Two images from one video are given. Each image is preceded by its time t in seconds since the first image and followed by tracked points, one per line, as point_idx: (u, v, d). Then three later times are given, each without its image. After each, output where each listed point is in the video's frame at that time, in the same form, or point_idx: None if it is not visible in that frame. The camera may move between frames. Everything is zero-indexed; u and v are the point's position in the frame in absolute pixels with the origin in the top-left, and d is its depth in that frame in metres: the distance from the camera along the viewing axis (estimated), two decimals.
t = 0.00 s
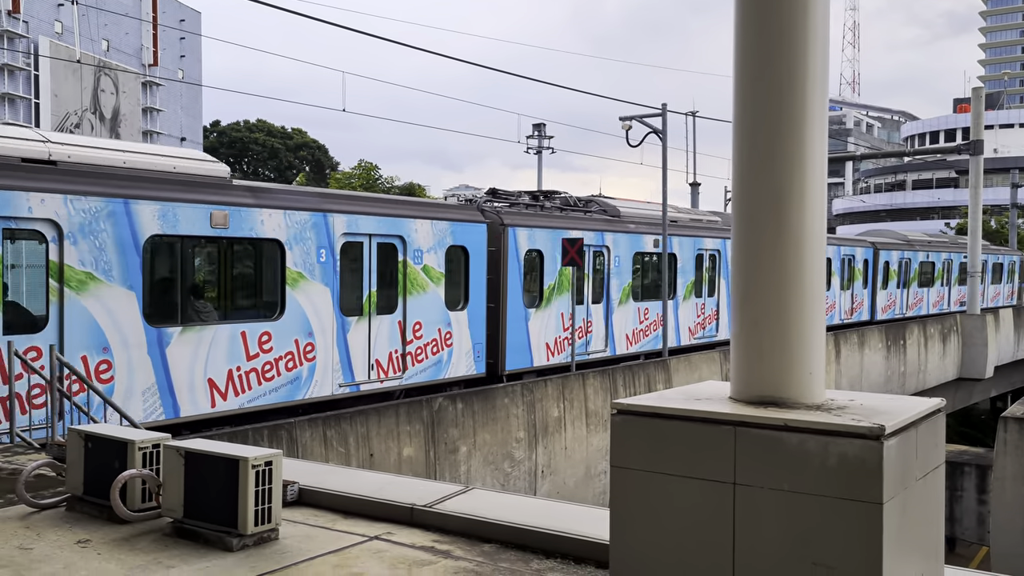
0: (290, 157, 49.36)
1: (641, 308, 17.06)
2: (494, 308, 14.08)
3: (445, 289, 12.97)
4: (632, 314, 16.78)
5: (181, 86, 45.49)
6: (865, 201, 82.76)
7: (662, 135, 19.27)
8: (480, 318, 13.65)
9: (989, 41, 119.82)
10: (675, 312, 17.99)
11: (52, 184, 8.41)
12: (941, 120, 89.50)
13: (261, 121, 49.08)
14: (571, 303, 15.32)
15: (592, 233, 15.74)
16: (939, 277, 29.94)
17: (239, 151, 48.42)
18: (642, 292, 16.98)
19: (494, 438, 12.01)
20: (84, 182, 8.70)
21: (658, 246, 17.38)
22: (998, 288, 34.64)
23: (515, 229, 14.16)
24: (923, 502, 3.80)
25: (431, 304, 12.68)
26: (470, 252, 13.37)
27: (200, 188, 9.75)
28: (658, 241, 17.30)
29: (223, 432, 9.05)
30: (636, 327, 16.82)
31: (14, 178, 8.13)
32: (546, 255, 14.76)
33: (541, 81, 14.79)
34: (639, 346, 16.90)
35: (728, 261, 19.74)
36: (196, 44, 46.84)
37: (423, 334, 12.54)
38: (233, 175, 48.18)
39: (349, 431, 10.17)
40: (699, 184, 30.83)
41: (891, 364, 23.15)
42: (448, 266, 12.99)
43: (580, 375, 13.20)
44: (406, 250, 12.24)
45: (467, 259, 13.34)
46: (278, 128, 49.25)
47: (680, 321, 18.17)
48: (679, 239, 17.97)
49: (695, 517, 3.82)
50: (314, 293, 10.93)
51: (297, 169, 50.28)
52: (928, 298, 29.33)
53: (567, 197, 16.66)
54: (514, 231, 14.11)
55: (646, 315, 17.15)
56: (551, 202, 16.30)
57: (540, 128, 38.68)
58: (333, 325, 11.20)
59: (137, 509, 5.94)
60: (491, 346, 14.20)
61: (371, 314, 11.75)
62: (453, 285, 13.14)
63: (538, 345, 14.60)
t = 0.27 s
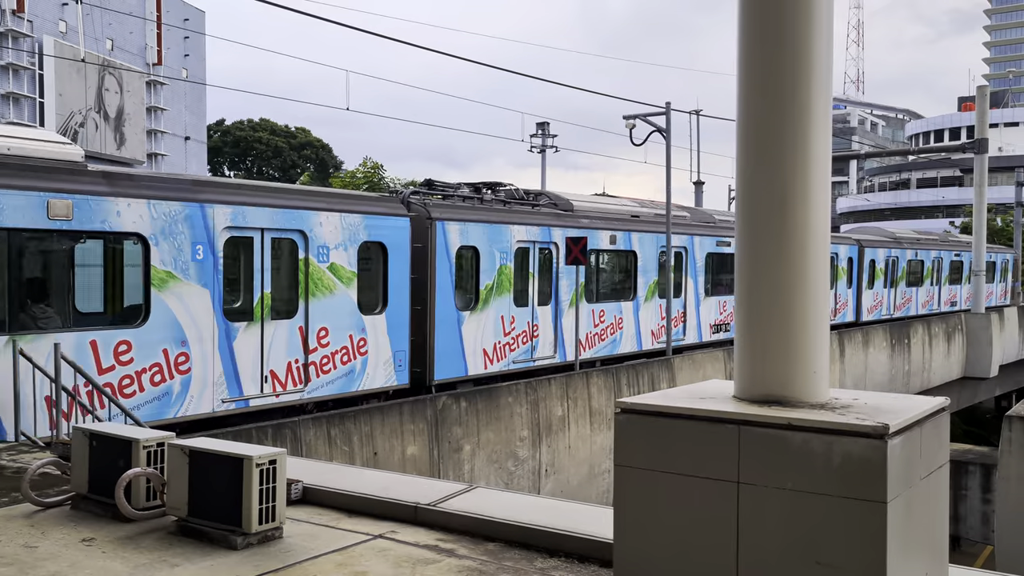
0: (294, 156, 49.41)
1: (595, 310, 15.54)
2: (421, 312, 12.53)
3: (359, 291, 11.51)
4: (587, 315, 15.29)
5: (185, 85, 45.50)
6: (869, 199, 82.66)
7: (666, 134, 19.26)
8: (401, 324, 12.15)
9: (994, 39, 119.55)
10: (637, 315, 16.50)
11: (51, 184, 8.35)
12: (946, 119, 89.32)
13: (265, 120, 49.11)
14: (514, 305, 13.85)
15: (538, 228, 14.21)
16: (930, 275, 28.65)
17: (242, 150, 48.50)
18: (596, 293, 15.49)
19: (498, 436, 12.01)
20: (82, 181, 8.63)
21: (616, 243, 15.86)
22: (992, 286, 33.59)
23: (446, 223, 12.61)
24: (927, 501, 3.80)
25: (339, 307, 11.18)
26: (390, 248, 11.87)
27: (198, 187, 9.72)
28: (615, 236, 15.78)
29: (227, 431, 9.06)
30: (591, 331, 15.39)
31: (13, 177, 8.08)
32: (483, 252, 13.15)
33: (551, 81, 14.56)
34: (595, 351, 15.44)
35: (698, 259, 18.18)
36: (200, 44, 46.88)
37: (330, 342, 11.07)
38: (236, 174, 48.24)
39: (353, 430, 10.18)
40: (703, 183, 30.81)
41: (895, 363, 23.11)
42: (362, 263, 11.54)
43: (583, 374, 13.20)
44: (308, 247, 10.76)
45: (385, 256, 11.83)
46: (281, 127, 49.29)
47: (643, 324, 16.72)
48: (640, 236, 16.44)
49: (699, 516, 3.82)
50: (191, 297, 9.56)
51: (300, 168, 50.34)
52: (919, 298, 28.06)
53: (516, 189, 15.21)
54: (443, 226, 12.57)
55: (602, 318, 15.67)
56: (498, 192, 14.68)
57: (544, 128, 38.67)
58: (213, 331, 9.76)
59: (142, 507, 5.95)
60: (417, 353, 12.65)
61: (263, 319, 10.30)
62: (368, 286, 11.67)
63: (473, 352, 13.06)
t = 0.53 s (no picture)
0: (298, 155, 49.43)
1: (541, 313, 14.52)
2: (330, 316, 11.37)
3: (250, 294, 10.42)
4: (532, 319, 14.28)
5: (189, 84, 45.49)
6: (873, 199, 82.53)
7: (669, 133, 19.24)
8: (306, 331, 11.04)
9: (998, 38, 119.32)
10: (591, 319, 15.48)
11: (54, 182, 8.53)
12: (950, 117, 89.14)
13: (268, 119, 49.12)
14: (447, 308, 12.78)
15: (472, 224, 13.16)
16: (917, 274, 27.29)
17: (246, 150, 48.55)
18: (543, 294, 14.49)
19: (502, 435, 12.02)
20: (83, 178, 8.79)
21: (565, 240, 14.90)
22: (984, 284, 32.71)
23: (361, 217, 11.49)
24: (931, 500, 3.80)
25: (223, 312, 10.06)
26: (290, 245, 10.78)
27: (194, 185, 9.89)
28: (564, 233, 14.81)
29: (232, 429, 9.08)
30: (536, 335, 14.37)
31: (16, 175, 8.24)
32: (403, 249, 12.03)
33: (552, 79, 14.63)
34: (541, 358, 14.43)
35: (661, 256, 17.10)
36: (203, 43, 46.90)
37: (212, 351, 9.93)
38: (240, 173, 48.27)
39: (357, 429, 10.19)
40: (706, 182, 30.76)
41: (899, 362, 23.07)
42: (255, 261, 10.47)
43: (587, 373, 13.19)
44: (184, 243, 9.66)
45: (285, 252, 10.76)
46: (285, 127, 49.31)
47: (597, 329, 15.68)
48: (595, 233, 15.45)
49: (703, 515, 3.82)
50: (24, 298, 8.31)
51: (304, 168, 50.37)
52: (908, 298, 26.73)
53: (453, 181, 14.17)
54: (357, 220, 11.41)
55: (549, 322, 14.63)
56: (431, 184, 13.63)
57: (548, 126, 38.65)
58: (54, 339, 8.53)
59: (146, 506, 5.97)
60: (330, 364, 11.48)
61: (125, 324, 9.14)
62: (261, 288, 10.57)
63: (393, 361, 11.93)
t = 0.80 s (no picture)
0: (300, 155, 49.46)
1: (478, 317, 13.24)
2: (217, 321, 10.02)
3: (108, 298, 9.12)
4: (468, 324, 12.99)
5: (192, 84, 45.54)
6: (876, 198, 82.49)
7: (672, 132, 19.23)
8: (186, 337, 9.82)
9: (1002, 36, 119.10)
10: (536, 323, 14.21)
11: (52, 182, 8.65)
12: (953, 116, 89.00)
13: (271, 119, 49.15)
14: (363, 311, 11.47)
15: (394, 219, 11.85)
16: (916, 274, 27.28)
17: (250, 149, 48.61)
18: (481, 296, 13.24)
19: (505, 435, 12.02)
20: (81, 178, 8.92)
21: (506, 237, 13.61)
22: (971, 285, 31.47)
23: (253, 210, 10.16)
24: (935, 500, 3.79)
25: (74, 319, 8.76)
26: (160, 241, 9.53)
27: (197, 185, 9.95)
28: (505, 229, 13.51)
29: (235, 429, 9.09)
30: (472, 341, 13.08)
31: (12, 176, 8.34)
32: (308, 246, 10.78)
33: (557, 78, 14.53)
34: (478, 366, 13.19)
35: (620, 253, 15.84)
36: (206, 42, 46.95)
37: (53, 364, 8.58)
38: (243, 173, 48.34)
39: (360, 429, 10.20)
40: (709, 181, 30.73)
41: (903, 361, 23.04)
42: (122, 262, 9.27)
43: (590, 372, 13.19)
44: (18, 239, 8.34)
45: (159, 252, 9.54)
46: (288, 126, 49.33)
47: (545, 333, 14.44)
48: (540, 229, 14.17)
49: (707, 515, 3.81)
50: None
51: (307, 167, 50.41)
52: (892, 300, 25.63)
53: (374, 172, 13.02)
54: (247, 213, 10.08)
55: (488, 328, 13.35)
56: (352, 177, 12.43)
57: (550, 125, 38.67)
58: None
59: (150, 505, 5.98)
60: (215, 378, 10.07)
61: None
62: (134, 291, 9.40)
63: (296, 374, 10.65)
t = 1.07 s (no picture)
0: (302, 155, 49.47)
1: (403, 322, 11.80)
2: (70, 329, 8.59)
3: None
4: (389, 330, 11.54)
5: (194, 83, 45.59)
6: (878, 197, 82.46)
7: (674, 131, 19.24)
8: (15, 350, 8.31)
9: (1005, 35, 118.87)
10: (476, 329, 12.84)
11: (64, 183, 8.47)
12: (956, 115, 88.90)
13: (273, 119, 49.17)
14: (257, 316, 9.98)
15: (297, 212, 10.39)
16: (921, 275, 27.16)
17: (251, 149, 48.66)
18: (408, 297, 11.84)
19: (507, 434, 12.02)
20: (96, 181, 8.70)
21: (438, 233, 12.23)
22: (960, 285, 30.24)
23: (115, 201, 8.72)
24: (938, 499, 3.79)
25: None
26: None
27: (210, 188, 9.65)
28: (433, 224, 12.10)
29: (237, 428, 9.09)
30: (394, 349, 11.64)
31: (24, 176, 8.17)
32: (187, 244, 9.31)
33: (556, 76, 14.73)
34: (403, 377, 11.77)
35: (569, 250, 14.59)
36: (209, 42, 46.99)
37: None
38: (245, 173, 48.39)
39: (362, 428, 10.20)
40: (712, 180, 30.73)
41: (905, 360, 23.01)
42: None
43: (592, 371, 13.18)
44: None
45: None
46: (289, 126, 49.34)
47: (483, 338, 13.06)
48: (476, 225, 12.78)
49: (710, 514, 3.81)
50: None
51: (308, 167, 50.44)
52: (875, 300, 24.30)
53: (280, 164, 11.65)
54: (106, 203, 8.64)
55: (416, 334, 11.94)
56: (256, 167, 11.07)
57: (552, 125, 38.69)
58: None
59: (153, 504, 5.99)
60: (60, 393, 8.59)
61: None
62: None
63: None
